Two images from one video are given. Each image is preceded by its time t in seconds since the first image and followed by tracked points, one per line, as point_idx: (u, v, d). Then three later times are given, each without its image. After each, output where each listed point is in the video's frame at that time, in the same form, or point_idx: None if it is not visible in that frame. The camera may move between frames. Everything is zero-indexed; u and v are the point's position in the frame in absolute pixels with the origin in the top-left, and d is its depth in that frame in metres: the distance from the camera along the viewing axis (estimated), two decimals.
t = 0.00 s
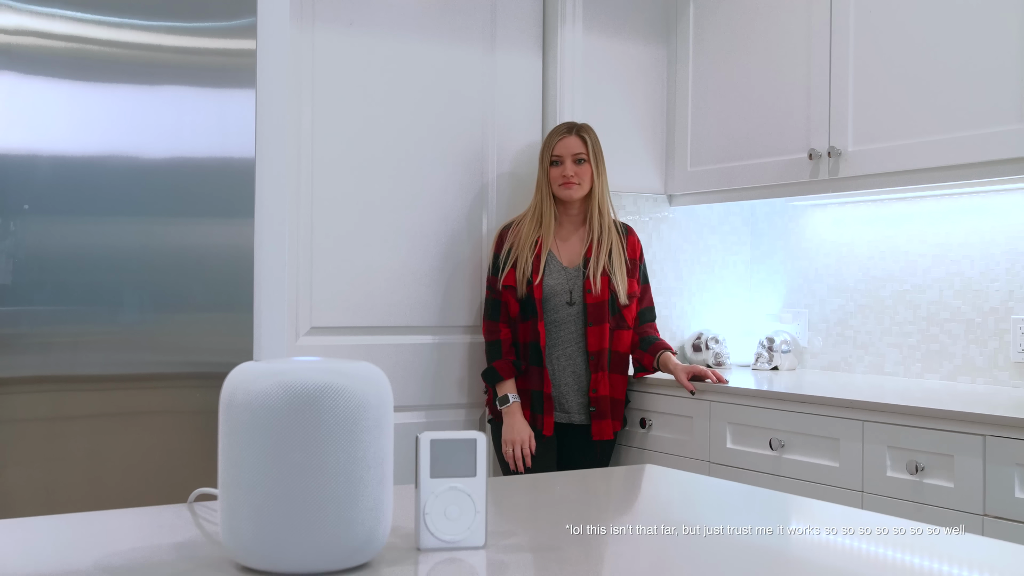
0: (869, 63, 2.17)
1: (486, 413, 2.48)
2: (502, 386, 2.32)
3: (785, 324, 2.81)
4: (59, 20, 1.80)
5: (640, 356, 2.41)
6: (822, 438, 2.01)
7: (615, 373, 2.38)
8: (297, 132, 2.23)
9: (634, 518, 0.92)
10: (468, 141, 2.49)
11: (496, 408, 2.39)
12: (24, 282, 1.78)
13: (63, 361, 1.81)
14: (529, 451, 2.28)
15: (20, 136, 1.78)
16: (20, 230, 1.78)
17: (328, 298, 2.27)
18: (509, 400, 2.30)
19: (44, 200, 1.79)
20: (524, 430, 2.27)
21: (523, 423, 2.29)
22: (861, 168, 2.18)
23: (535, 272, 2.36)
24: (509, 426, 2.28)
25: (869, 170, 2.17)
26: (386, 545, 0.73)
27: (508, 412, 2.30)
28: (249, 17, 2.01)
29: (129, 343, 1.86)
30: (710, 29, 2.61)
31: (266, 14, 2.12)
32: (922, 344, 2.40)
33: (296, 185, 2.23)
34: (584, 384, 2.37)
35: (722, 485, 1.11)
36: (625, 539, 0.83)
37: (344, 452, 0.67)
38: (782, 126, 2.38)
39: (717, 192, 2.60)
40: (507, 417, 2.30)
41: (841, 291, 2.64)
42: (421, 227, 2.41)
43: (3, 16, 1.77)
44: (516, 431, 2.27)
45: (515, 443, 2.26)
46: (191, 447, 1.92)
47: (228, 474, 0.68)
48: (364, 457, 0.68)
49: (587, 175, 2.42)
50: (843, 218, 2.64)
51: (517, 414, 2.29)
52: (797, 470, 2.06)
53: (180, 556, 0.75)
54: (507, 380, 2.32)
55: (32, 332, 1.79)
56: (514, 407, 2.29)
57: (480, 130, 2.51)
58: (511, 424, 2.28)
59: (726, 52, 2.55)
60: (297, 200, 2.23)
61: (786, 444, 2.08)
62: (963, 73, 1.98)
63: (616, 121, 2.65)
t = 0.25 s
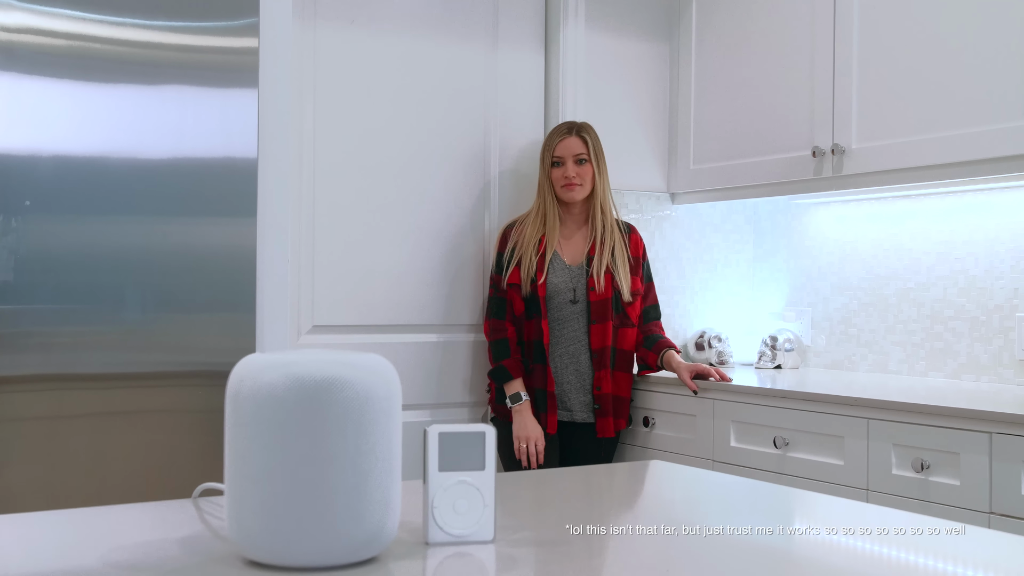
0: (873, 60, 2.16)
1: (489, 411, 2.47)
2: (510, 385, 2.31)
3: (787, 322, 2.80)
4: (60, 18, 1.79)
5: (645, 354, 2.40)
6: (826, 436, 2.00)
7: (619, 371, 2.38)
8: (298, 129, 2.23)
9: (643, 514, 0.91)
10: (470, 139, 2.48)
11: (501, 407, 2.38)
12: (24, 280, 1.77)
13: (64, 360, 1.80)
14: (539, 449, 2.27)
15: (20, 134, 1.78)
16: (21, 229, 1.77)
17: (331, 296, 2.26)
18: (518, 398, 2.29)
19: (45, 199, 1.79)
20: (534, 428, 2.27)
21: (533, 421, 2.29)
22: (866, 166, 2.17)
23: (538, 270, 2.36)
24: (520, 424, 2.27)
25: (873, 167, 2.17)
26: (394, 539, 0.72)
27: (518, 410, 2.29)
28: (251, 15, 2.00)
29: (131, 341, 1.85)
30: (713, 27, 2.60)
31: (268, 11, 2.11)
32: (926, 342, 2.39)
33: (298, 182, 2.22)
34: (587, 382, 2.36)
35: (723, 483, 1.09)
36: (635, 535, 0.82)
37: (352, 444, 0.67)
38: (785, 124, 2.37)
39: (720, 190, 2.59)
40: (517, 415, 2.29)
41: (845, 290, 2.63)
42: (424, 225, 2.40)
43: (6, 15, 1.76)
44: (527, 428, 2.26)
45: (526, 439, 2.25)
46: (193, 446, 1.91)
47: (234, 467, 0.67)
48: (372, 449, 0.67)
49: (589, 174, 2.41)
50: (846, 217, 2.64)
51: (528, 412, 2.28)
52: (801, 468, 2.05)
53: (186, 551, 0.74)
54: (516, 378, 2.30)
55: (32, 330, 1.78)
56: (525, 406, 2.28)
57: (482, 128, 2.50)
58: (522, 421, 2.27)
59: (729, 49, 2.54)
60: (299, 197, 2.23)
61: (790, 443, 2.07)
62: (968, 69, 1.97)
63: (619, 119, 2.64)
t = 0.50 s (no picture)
0: (875, 59, 2.16)
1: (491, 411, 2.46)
2: (510, 384, 2.30)
3: (788, 322, 2.79)
4: (61, 18, 1.79)
5: (647, 353, 2.41)
6: (830, 435, 2.00)
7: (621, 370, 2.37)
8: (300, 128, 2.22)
9: (649, 512, 0.91)
10: (472, 139, 2.48)
11: (502, 406, 2.38)
12: (25, 280, 1.77)
13: (65, 360, 1.80)
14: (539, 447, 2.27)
15: (21, 133, 1.77)
16: (22, 228, 1.77)
17: (333, 296, 2.26)
18: (519, 397, 2.29)
19: (46, 198, 1.78)
20: (535, 426, 2.27)
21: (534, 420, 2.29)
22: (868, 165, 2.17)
23: (539, 268, 2.36)
24: (520, 422, 2.27)
25: (876, 166, 2.16)
26: (400, 535, 0.71)
27: (519, 409, 2.28)
28: (253, 14, 2.00)
29: (132, 342, 1.84)
30: (715, 26, 2.60)
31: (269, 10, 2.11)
32: (929, 341, 2.39)
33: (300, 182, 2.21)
34: (589, 381, 2.35)
35: (725, 483, 1.08)
36: (644, 534, 0.82)
37: (359, 440, 0.66)
38: (787, 123, 2.37)
39: (723, 189, 2.59)
40: (518, 414, 2.29)
41: (847, 289, 2.63)
42: (426, 225, 2.40)
43: (7, 15, 1.76)
44: (527, 427, 2.26)
45: (526, 438, 2.25)
46: (195, 446, 1.90)
47: (240, 464, 0.67)
48: (379, 445, 0.67)
49: (588, 176, 2.41)
50: (848, 216, 2.63)
51: (528, 411, 2.28)
52: (804, 468, 2.04)
53: (191, 547, 0.74)
54: (517, 377, 2.30)
55: (33, 330, 1.77)
56: (525, 405, 2.28)
57: (484, 128, 2.49)
58: (522, 420, 2.27)
59: (731, 49, 2.54)
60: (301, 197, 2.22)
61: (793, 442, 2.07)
62: (971, 68, 1.96)
63: (621, 118, 2.64)
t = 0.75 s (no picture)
0: (875, 57, 2.15)
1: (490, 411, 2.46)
2: (505, 380, 2.30)
3: (788, 321, 2.78)
4: (60, 17, 1.79)
5: (646, 352, 2.41)
6: (829, 434, 1.99)
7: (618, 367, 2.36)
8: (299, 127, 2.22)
9: (649, 510, 0.90)
10: (471, 138, 2.47)
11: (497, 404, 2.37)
12: (24, 279, 1.76)
13: (63, 359, 1.79)
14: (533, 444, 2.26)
15: (19, 131, 1.77)
16: (20, 227, 1.76)
17: (332, 295, 2.25)
18: (514, 394, 2.28)
19: (45, 197, 1.78)
20: (530, 423, 2.26)
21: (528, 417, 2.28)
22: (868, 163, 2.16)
23: (535, 266, 2.35)
24: (515, 420, 2.27)
25: (876, 165, 2.16)
26: (398, 532, 0.71)
27: (514, 406, 2.28)
28: (252, 13, 1.99)
29: (130, 341, 1.84)
30: (714, 25, 2.60)
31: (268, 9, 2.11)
32: (929, 340, 2.38)
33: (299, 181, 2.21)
34: (585, 378, 2.35)
35: (725, 482, 1.07)
36: (644, 532, 0.81)
37: (357, 435, 0.66)
38: (787, 122, 2.37)
39: (722, 188, 2.58)
40: (513, 411, 2.28)
41: (847, 288, 2.62)
42: (425, 224, 2.40)
43: (5, 14, 1.75)
44: (521, 424, 2.26)
45: (521, 435, 2.24)
46: (193, 446, 1.90)
47: (236, 460, 0.66)
48: (377, 441, 0.67)
49: (585, 173, 2.40)
50: (847, 214, 2.63)
51: (523, 408, 2.27)
52: (804, 467, 2.04)
53: (187, 544, 0.73)
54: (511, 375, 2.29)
55: (31, 329, 1.77)
56: (519, 402, 2.27)
57: (483, 127, 2.49)
58: (517, 417, 2.26)
59: (731, 47, 2.54)
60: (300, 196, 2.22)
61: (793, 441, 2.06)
62: (971, 66, 1.96)
63: (620, 117, 2.64)
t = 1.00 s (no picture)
0: (872, 58, 2.15)
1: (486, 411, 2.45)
2: (502, 382, 2.30)
3: (787, 322, 2.79)
4: (56, 18, 1.79)
5: (643, 352, 2.40)
6: (826, 435, 1.99)
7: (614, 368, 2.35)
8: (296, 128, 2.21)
9: (643, 511, 0.90)
10: (468, 139, 2.47)
11: (493, 405, 2.37)
12: (18, 281, 1.76)
13: (59, 361, 1.79)
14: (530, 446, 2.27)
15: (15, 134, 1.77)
16: (16, 227, 1.76)
17: (328, 296, 2.24)
18: (510, 396, 2.28)
19: (40, 199, 1.78)
20: (526, 425, 2.27)
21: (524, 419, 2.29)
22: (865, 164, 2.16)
23: (531, 267, 2.35)
24: (511, 422, 2.27)
25: (872, 165, 2.16)
26: (390, 533, 0.71)
27: (510, 408, 2.28)
28: (248, 14, 1.99)
29: (126, 342, 1.83)
30: (712, 26, 2.59)
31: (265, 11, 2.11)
32: (926, 341, 2.38)
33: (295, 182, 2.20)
34: (582, 379, 2.35)
35: (720, 483, 1.06)
36: (637, 533, 0.81)
37: (348, 437, 0.65)
38: (784, 122, 2.36)
39: (720, 189, 2.58)
40: (509, 413, 2.29)
41: (844, 289, 2.62)
42: (422, 225, 2.39)
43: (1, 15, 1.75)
44: (517, 426, 2.27)
45: (517, 437, 2.25)
46: (189, 447, 1.89)
47: (225, 462, 0.66)
48: (368, 442, 0.66)
49: (579, 172, 2.40)
50: (844, 215, 2.63)
51: (519, 410, 2.28)
52: (801, 468, 2.03)
53: (178, 546, 0.73)
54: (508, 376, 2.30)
55: (27, 331, 1.77)
56: (516, 403, 2.28)
57: (480, 127, 2.49)
58: (513, 419, 2.27)
59: (728, 48, 2.54)
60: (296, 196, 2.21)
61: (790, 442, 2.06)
62: (968, 67, 1.96)
63: (617, 118, 2.63)
